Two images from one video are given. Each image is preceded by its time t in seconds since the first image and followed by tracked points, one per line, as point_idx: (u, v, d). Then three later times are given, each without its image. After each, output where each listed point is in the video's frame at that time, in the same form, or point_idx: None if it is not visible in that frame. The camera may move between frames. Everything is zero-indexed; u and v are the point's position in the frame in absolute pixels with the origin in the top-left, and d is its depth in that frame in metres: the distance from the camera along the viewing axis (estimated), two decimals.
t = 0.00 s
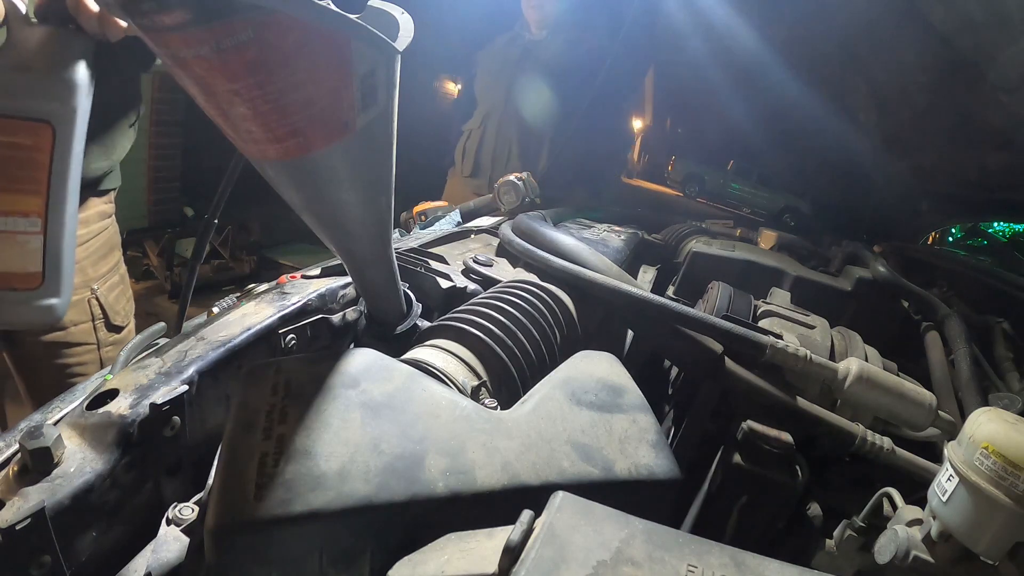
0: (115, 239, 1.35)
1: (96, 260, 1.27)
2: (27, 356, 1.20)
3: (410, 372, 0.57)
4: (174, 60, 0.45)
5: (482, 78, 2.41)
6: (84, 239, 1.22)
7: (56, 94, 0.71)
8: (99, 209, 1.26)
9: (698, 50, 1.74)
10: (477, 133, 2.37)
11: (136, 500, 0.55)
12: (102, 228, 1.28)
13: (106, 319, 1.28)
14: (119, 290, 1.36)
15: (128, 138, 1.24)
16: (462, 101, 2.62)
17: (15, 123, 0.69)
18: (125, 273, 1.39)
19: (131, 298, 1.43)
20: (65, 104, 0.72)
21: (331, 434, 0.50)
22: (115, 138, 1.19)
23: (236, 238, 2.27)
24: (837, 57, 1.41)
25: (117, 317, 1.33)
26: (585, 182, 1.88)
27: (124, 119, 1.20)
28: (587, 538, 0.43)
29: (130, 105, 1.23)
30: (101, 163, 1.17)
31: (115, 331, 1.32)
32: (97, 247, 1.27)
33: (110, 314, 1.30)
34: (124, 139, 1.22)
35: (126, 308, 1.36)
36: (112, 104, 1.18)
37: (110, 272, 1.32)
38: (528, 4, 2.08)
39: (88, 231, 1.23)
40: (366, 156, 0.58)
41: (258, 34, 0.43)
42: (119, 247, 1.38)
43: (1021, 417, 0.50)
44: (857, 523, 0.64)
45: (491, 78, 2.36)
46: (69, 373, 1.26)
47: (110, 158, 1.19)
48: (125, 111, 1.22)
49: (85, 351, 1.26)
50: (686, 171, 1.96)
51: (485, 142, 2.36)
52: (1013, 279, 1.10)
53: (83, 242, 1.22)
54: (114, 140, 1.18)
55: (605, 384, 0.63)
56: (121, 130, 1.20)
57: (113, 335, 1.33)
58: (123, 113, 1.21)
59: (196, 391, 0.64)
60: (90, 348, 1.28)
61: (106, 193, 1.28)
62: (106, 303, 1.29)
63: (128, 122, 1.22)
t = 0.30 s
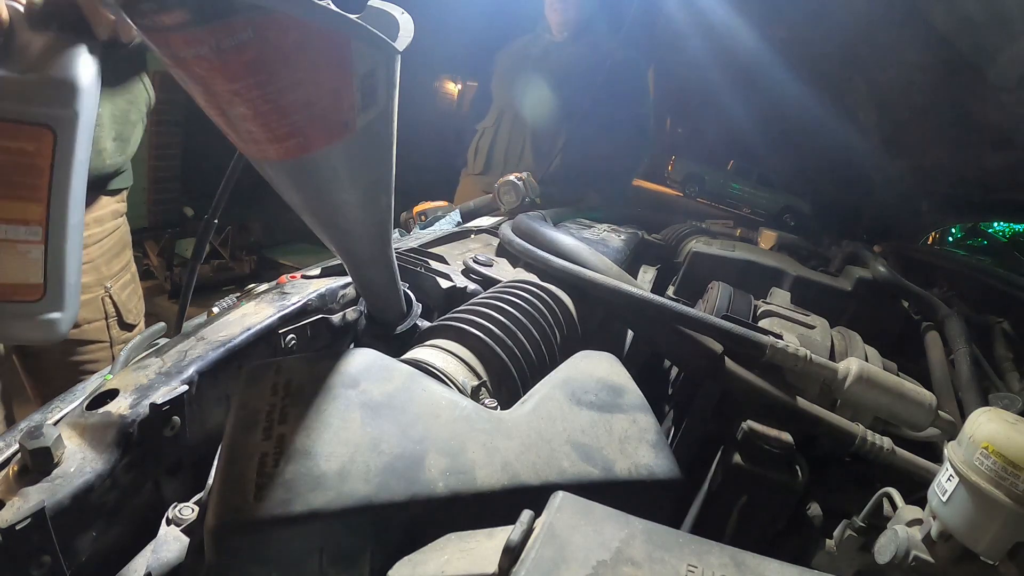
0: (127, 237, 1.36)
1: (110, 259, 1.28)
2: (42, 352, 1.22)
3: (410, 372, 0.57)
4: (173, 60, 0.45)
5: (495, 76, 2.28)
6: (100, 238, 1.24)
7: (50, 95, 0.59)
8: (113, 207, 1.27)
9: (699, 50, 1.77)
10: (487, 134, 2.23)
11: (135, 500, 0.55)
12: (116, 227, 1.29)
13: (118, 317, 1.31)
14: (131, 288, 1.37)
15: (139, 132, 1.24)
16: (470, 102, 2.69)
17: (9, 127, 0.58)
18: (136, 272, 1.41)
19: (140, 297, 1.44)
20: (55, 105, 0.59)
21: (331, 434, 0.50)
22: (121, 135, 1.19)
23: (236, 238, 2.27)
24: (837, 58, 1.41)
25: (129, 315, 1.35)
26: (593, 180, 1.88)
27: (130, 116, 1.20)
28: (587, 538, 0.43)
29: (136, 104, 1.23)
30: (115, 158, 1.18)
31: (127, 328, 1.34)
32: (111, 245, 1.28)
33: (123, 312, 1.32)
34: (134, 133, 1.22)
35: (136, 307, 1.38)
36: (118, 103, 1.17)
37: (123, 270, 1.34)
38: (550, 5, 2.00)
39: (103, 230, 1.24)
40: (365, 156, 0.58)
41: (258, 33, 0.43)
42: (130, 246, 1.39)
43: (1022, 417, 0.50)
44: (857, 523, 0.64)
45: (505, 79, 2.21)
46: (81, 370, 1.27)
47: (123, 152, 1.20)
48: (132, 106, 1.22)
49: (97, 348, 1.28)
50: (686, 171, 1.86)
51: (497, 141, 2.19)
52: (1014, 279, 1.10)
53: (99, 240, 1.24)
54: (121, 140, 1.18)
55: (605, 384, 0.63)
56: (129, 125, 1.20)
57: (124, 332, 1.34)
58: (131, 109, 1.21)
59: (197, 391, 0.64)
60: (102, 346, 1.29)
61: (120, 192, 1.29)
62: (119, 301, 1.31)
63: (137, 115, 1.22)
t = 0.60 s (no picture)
0: (133, 239, 1.36)
1: (115, 261, 1.28)
2: (44, 354, 1.22)
3: (410, 372, 0.57)
4: (173, 60, 0.45)
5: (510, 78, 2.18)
6: (104, 240, 1.24)
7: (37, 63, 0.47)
8: (119, 210, 1.27)
9: (699, 49, 1.79)
10: (498, 137, 2.14)
11: (135, 500, 0.55)
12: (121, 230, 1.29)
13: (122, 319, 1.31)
14: (134, 291, 1.37)
15: (145, 141, 1.25)
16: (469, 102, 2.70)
17: None
18: (141, 274, 1.41)
19: (145, 299, 1.44)
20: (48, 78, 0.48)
21: (330, 434, 0.50)
22: (126, 142, 1.19)
23: (236, 238, 2.27)
24: (838, 58, 1.41)
25: (132, 317, 1.35)
26: (606, 183, 1.84)
27: (137, 126, 1.21)
28: (586, 538, 0.43)
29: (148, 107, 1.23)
30: (118, 166, 1.18)
31: (129, 331, 1.34)
32: (116, 248, 1.28)
33: (126, 315, 1.32)
34: (140, 143, 1.23)
35: (140, 309, 1.38)
36: (127, 104, 1.18)
37: (127, 272, 1.34)
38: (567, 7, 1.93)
39: (108, 232, 1.24)
40: (365, 156, 0.58)
41: (258, 33, 0.43)
42: (136, 248, 1.39)
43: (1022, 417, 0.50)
44: (857, 523, 0.64)
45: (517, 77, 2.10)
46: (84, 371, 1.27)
47: (127, 161, 1.20)
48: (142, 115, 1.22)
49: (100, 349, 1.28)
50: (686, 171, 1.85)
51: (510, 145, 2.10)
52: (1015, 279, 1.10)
53: (103, 242, 1.24)
54: (125, 146, 1.19)
55: (605, 384, 0.63)
56: (135, 135, 1.21)
57: (127, 335, 1.34)
58: (139, 117, 1.21)
59: (197, 392, 0.64)
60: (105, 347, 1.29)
61: (127, 194, 1.29)
62: (122, 304, 1.31)
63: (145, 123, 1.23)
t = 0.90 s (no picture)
0: (138, 242, 1.37)
1: (116, 262, 1.29)
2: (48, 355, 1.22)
3: (410, 372, 0.57)
4: (174, 60, 0.45)
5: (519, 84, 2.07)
6: (107, 241, 1.24)
7: (18, 109, 0.70)
8: (123, 212, 1.27)
9: (698, 49, 1.78)
10: (503, 141, 2.06)
11: (135, 500, 0.55)
12: (125, 231, 1.30)
13: (123, 320, 1.30)
14: (138, 293, 1.37)
15: (147, 145, 1.25)
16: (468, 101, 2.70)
17: None
18: (146, 276, 1.41)
19: (150, 301, 1.44)
20: (22, 120, 0.70)
21: (331, 434, 0.50)
22: (128, 147, 1.19)
23: (236, 238, 2.27)
24: (839, 58, 1.41)
25: (134, 320, 1.35)
26: (609, 186, 1.81)
27: (139, 130, 1.21)
28: (587, 538, 0.43)
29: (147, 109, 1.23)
30: (120, 171, 1.19)
31: (131, 334, 1.33)
32: (119, 249, 1.29)
33: (128, 318, 1.32)
34: (142, 148, 1.23)
35: (143, 311, 1.38)
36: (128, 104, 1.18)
37: (131, 274, 1.34)
38: (580, 7, 1.81)
39: (110, 234, 1.24)
40: (366, 157, 0.58)
41: (258, 33, 0.43)
42: (142, 250, 1.40)
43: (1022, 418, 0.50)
44: (858, 523, 0.64)
45: (528, 82, 2.00)
46: (85, 373, 1.27)
47: (129, 166, 1.21)
48: (143, 119, 1.22)
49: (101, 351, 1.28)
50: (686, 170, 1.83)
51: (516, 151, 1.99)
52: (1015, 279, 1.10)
53: (104, 243, 1.24)
54: (126, 150, 1.19)
55: (605, 385, 0.63)
56: (137, 139, 1.21)
57: (130, 337, 1.34)
58: (140, 121, 1.21)
59: (197, 392, 0.64)
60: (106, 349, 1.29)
61: (132, 197, 1.30)
62: (124, 306, 1.30)
63: (146, 129, 1.23)
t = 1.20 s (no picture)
0: (140, 241, 1.37)
1: (119, 261, 1.29)
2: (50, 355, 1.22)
3: (411, 372, 0.57)
4: (174, 59, 0.45)
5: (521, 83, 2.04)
6: (110, 240, 1.25)
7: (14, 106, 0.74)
8: (126, 212, 1.27)
9: (698, 49, 1.83)
10: (505, 145, 2.03)
11: (135, 500, 0.55)
12: (128, 231, 1.30)
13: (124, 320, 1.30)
14: (140, 292, 1.37)
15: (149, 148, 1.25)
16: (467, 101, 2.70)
17: None
18: (148, 275, 1.41)
19: (151, 301, 1.45)
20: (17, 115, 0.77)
21: (331, 434, 0.50)
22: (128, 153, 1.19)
23: (236, 238, 2.28)
24: (840, 58, 1.42)
25: (135, 319, 1.35)
26: (612, 186, 1.78)
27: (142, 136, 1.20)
28: (587, 538, 0.43)
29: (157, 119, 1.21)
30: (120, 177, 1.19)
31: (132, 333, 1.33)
32: (121, 249, 1.29)
33: (129, 317, 1.32)
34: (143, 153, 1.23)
35: (145, 311, 1.38)
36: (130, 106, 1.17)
37: (132, 274, 1.34)
38: (584, 6, 1.80)
39: (113, 234, 1.25)
40: (366, 157, 0.58)
41: (258, 33, 0.43)
42: (144, 249, 1.40)
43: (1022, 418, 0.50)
44: (858, 523, 0.64)
45: (529, 83, 2.00)
46: (86, 372, 1.27)
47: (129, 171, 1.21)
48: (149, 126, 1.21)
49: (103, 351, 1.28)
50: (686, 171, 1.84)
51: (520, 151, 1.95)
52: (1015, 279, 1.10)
53: (108, 243, 1.24)
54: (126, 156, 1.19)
55: (606, 385, 0.63)
56: (138, 145, 1.20)
57: (130, 336, 1.34)
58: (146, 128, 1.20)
59: (196, 392, 0.64)
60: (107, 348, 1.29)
61: (134, 197, 1.30)
62: (126, 305, 1.30)
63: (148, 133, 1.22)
